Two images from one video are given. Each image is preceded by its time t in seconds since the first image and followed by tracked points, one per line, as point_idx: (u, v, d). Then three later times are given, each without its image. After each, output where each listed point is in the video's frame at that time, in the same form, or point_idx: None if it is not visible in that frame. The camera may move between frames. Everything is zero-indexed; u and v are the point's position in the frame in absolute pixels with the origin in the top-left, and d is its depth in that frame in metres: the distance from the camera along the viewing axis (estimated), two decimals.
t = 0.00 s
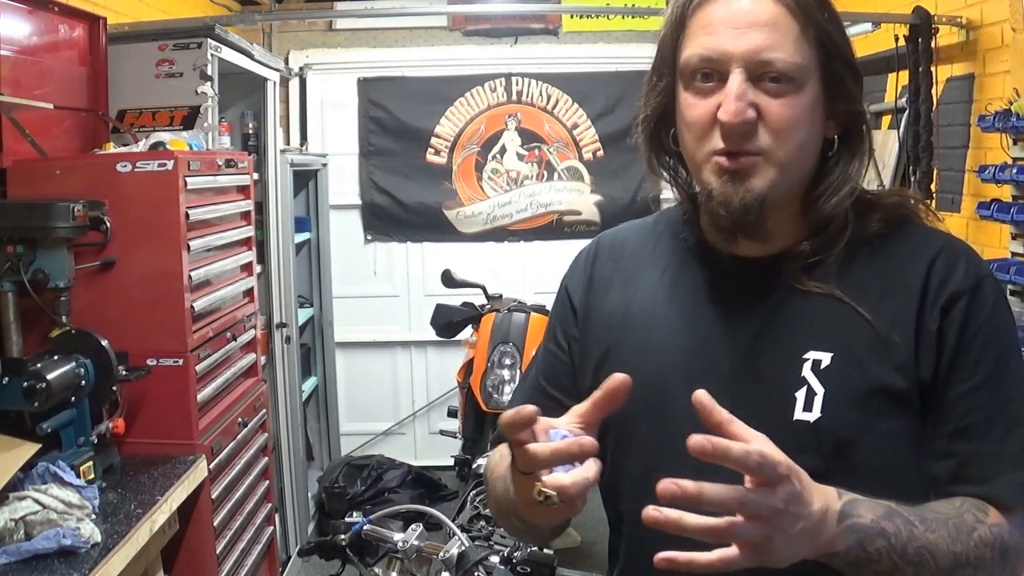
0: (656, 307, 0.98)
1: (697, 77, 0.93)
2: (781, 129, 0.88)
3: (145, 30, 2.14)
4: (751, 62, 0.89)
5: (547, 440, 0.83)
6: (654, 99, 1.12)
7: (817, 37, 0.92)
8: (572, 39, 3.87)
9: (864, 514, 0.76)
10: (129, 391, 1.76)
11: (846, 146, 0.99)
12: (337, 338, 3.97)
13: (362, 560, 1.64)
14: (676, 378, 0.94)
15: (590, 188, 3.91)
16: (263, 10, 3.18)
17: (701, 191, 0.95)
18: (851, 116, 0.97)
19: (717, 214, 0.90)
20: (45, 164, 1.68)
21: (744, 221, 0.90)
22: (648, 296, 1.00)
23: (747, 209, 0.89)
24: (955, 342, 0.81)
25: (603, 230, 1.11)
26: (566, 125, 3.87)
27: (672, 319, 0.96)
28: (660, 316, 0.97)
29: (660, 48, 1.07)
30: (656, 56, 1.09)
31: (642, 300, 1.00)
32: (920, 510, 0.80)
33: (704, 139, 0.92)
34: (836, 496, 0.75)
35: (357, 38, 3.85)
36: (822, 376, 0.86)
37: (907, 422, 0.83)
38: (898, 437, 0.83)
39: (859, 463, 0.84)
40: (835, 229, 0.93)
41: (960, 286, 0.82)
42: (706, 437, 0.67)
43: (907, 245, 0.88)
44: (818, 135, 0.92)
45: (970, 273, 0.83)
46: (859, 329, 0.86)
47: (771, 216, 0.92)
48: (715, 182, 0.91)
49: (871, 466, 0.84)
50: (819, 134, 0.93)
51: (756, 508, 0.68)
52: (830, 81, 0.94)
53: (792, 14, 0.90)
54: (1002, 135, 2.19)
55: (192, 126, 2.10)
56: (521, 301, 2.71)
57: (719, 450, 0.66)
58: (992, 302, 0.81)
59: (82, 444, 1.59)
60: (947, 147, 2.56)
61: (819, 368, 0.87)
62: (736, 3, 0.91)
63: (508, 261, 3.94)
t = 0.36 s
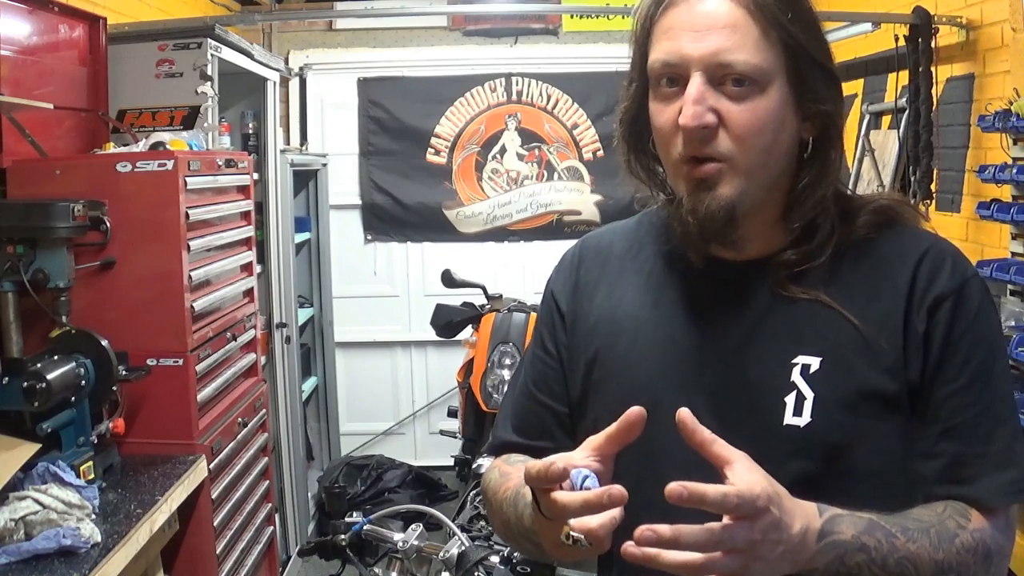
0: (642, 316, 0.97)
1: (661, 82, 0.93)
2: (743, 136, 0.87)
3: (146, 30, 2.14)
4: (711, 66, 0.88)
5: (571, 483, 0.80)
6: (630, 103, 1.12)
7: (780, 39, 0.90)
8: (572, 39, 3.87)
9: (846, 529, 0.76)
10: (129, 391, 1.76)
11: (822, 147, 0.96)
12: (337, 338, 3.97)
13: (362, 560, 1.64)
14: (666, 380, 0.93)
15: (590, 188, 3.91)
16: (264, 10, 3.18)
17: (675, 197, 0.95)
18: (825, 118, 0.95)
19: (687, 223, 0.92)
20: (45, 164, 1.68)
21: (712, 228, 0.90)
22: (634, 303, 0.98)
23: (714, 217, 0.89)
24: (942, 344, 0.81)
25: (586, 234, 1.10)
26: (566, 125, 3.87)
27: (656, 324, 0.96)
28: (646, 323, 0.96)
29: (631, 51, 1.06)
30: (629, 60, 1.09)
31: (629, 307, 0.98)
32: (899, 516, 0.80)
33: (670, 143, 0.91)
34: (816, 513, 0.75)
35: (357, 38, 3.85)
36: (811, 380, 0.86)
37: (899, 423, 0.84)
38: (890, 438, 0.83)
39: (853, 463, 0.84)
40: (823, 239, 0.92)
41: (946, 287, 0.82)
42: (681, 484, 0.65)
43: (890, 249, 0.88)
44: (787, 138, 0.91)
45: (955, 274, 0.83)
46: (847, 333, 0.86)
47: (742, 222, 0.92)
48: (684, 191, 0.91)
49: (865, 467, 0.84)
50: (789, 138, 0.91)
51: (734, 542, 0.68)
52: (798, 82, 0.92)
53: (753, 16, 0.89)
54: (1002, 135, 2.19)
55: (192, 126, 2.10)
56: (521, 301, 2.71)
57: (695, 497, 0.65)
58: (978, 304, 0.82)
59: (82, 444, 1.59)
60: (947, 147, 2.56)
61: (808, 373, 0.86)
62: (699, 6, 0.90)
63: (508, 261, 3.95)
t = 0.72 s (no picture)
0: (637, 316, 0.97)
1: (672, 86, 0.92)
2: (768, 126, 0.87)
3: (145, 30, 2.14)
4: (726, 61, 0.89)
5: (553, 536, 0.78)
6: (625, 108, 1.10)
7: (781, 28, 0.93)
8: (572, 38, 3.87)
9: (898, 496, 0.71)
10: (129, 391, 1.76)
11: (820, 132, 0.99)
12: (337, 338, 3.97)
13: (361, 561, 1.65)
14: (661, 380, 0.92)
15: (590, 188, 3.91)
16: (263, 10, 3.18)
17: (691, 198, 0.93)
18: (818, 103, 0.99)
19: (719, 222, 0.89)
20: (45, 164, 1.68)
21: (748, 225, 0.89)
22: (627, 305, 0.98)
23: (750, 213, 0.87)
24: (939, 338, 0.81)
25: (578, 237, 1.10)
26: (566, 125, 3.87)
27: (648, 321, 0.96)
28: (639, 324, 0.96)
29: (622, 54, 1.06)
30: (618, 62, 1.08)
31: (620, 308, 0.98)
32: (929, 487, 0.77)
33: (689, 146, 0.90)
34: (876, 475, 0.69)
35: (357, 38, 3.85)
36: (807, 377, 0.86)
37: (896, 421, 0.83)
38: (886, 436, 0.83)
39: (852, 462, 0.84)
40: (812, 219, 0.93)
41: (943, 280, 0.82)
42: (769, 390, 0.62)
43: (886, 242, 0.88)
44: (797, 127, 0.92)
45: (951, 268, 0.83)
46: (843, 328, 0.86)
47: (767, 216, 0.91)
48: (711, 190, 0.89)
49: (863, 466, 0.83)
50: (797, 130, 0.93)
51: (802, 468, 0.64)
52: (798, 71, 0.95)
53: (758, 9, 0.91)
54: (1002, 135, 2.19)
55: (192, 126, 2.10)
56: (521, 301, 2.71)
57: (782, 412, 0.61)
58: (975, 298, 0.81)
59: (82, 444, 1.59)
60: (947, 147, 2.56)
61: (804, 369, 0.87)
62: (700, 4, 0.91)
63: (508, 261, 3.95)
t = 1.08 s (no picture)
0: (636, 309, 0.97)
1: (660, 67, 0.92)
2: (732, 123, 0.86)
3: (146, 30, 2.14)
4: (706, 53, 0.88)
5: None
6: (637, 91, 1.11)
7: (778, 34, 0.90)
8: (572, 39, 3.87)
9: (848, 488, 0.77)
10: (129, 391, 1.76)
11: (813, 149, 0.95)
12: (337, 338, 3.97)
13: (362, 561, 1.64)
14: (659, 378, 0.92)
15: (590, 189, 3.91)
16: (264, 10, 3.18)
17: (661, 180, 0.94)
18: (817, 117, 0.94)
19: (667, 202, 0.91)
20: (45, 163, 1.68)
21: (692, 210, 0.89)
22: (625, 301, 0.98)
23: (695, 200, 0.88)
24: (929, 332, 0.81)
25: (581, 231, 1.10)
26: (566, 125, 3.87)
27: (651, 319, 0.95)
28: (642, 318, 0.96)
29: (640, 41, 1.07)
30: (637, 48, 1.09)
31: (619, 304, 0.98)
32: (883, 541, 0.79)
33: (658, 125, 0.91)
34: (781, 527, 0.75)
35: (357, 38, 3.85)
36: (799, 372, 0.86)
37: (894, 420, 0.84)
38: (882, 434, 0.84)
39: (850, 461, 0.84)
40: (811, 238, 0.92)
41: (931, 276, 0.82)
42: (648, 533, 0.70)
43: (873, 248, 0.88)
44: (779, 132, 0.90)
45: (940, 262, 0.83)
46: (833, 324, 0.86)
47: (725, 210, 0.91)
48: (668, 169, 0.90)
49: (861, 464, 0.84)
50: (780, 135, 0.90)
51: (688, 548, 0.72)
52: (793, 79, 0.91)
53: (755, 9, 0.89)
54: (1002, 135, 2.19)
55: (192, 126, 2.10)
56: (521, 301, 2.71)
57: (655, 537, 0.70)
58: (966, 292, 0.81)
59: (82, 443, 1.59)
60: (947, 147, 2.56)
61: (795, 364, 0.87)
62: None
63: (508, 261, 3.95)
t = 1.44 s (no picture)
0: (634, 314, 0.97)
1: (675, 62, 0.93)
2: (758, 114, 0.87)
3: (145, 30, 2.14)
4: (728, 44, 0.89)
5: None
6: (638, 93, 1.12)
7: (796, 24, 0.93)
8: (572, 38, 3.87)
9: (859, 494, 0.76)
10: (129, 391, 1.76)
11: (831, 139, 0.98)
12: (337, 338, 3.97)
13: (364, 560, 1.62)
14: (661, 380, 0.92)
15: (590, 189, 3.91)
16: (263, 10, 3.18)
17: (681, 178, 0.94)
18: (835, 107, 0.98)
19: (696, 200, 0.89)
20: (45, 164, 1.68)
21: (723, 206, 0.89)
22: (625, 302, 0.98)
23: (726, 194, 0.88)
24: (944, 335, 0.81)
25: (577, 231, 1.10)
26: (566, 125, 3.87)
27: (649, 321, 0.95)
28: (639, 321, 0.96)
29: (641, 43, 1.08)
30: (638, 49, 1.09)
31: (620, 306, 0.98)
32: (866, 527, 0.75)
33: (682, 122, 0.91)
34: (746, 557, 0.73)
35: (357, 38, 3.85)
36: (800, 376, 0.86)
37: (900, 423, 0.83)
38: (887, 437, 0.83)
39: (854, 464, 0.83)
40: (824, 226, 0.93)
41: (943, 275, 0.83)
42: None
43: (885, 249, 0.89)
44: (799, 125, 0.92)
45: (952, 264, 0.84)
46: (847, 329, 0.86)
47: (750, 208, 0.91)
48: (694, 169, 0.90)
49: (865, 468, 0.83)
50: (800, 129, 0.92)
51: None
52: (812, 68, 0.95)
53: (772, 3, 0.92)
54: (1002, 135, 2.19)
55: (192, 126, 2.10)
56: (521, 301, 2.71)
57: None
58: (978, 291, 0.82)
59: (82, 444, 1.59)
60: (947, 147, 2.56)
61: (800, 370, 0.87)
62: None
63: (508, 261, 3.95)
